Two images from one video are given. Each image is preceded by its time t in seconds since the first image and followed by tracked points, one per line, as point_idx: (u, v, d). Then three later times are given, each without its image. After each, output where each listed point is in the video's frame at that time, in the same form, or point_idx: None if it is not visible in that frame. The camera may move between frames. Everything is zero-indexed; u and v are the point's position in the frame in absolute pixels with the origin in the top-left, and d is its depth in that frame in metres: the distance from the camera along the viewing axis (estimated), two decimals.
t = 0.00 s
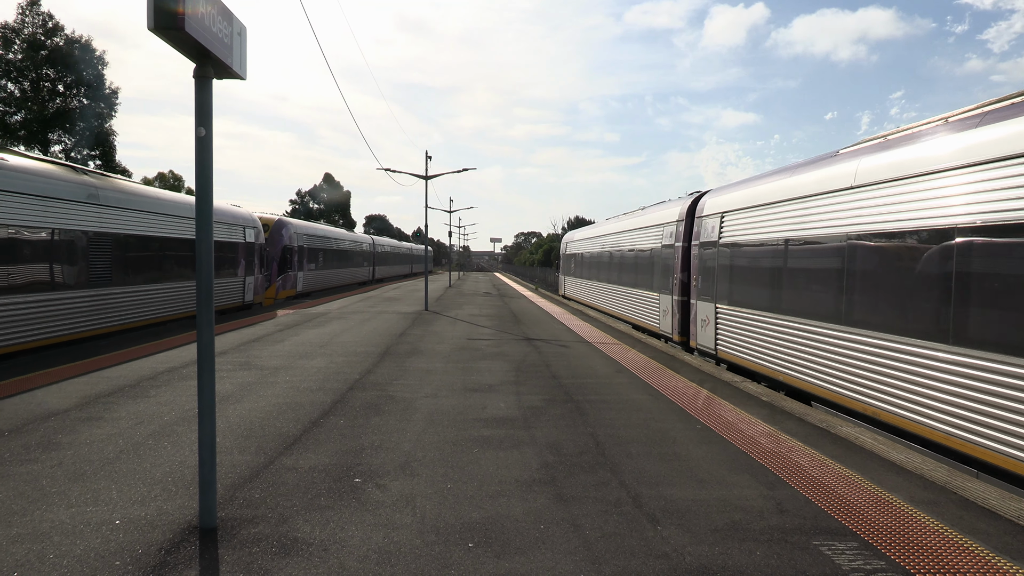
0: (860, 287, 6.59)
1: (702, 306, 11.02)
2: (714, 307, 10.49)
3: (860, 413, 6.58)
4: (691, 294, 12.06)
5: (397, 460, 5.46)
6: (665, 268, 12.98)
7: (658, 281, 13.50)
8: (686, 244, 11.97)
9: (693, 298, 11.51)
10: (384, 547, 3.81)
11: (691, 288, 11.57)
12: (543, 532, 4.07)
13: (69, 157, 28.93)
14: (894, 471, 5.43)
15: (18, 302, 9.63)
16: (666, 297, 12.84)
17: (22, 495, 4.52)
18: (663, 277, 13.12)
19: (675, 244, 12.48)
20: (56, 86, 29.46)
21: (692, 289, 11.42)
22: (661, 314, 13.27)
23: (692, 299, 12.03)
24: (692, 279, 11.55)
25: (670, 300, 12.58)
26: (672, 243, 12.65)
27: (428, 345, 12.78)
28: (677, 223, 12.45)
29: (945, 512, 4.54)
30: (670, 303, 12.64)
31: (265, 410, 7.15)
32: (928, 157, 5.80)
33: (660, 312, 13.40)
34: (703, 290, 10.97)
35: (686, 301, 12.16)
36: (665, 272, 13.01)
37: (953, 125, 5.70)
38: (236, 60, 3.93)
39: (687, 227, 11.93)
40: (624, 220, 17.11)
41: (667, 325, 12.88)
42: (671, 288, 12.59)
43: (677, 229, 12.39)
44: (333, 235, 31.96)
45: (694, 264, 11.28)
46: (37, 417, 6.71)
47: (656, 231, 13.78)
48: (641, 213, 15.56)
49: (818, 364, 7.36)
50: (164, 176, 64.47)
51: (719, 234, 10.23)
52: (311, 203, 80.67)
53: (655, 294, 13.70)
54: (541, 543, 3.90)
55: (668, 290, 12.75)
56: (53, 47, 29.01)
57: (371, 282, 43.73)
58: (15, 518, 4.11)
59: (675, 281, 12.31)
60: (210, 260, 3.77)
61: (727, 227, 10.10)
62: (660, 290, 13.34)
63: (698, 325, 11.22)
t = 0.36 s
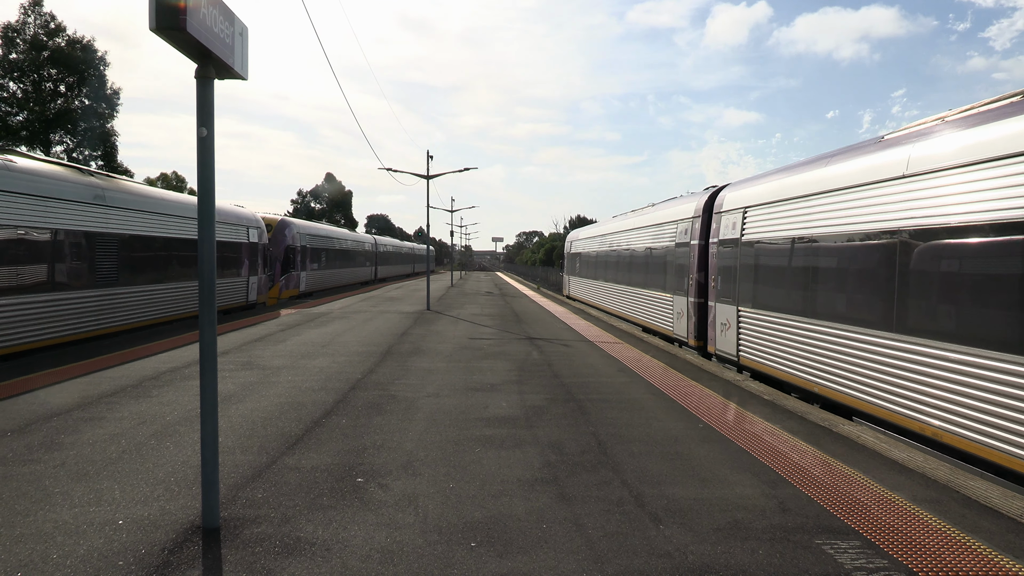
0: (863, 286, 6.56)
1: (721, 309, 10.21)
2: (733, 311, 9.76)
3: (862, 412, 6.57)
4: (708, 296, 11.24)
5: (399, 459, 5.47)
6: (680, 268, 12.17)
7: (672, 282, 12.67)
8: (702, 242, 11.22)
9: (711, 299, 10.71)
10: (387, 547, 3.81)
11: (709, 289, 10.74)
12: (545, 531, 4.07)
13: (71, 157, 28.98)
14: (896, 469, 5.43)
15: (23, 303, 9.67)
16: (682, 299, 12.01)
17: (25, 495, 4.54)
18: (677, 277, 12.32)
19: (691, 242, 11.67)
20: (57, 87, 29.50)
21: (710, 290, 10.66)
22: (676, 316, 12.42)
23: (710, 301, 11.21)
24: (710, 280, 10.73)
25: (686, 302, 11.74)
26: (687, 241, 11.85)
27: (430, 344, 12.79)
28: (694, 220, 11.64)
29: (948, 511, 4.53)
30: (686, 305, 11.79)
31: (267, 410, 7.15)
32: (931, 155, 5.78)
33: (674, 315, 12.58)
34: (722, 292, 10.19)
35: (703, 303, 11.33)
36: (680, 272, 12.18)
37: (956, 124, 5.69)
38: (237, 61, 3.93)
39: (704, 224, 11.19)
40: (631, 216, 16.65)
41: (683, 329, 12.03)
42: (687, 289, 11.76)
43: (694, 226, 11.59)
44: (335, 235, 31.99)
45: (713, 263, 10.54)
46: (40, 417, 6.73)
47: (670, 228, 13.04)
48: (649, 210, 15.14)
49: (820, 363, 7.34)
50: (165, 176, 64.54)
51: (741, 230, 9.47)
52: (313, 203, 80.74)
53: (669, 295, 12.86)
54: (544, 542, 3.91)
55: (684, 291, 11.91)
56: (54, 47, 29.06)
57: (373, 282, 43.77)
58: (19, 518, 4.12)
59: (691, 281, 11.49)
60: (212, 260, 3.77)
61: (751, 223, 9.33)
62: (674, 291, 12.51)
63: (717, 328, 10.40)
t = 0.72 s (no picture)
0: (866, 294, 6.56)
1: (743, 319, 9.50)
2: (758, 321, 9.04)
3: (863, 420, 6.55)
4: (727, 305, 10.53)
5: (400, 464, 5.48)
6: (697, 275, 11.45)
7: (687, 289, 11.97)
8: (722, 247, 10.50)
9: (732, 309, 9.96)
10: (387, 551, 3.82)
11: (730, 298, 10.03)
12: (546, 537, 4.08)
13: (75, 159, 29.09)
14: (897, 478, 5.42)
15: (29, 304, 9.73)
16: (698, 308, 11.27)
17: (27, 496, 4.55)
18: (694, 284, 11.60)
19: (709, 247, 10.96)
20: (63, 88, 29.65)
21: (731, 299, 9.93)
22: (692, 326, 11.70)
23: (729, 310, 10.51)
24: (731, 288, 10.02)
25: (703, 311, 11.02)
26: (705, 247, 11.14)
27: (432, 349, 12.80)
28: (712, 224, 10.93)
29: (949, 520, 4.53)
30: (704, 315, 11.06)
31: (269, 413, 7.16)
32: (934, 165, 5.80)
33: (689, 324, 11.85)
34: (745, 301, 9.48)
35: (721, 312, 10.63)
36: (696, 280, 11.48)
37: (960, 133, 5.70)
38: (243, 65, 3.96)
39: (725, 228, 10.46)
40: (639, 220, 16.17)
41: (700, 340, 11.28)
42: (705, 297, 11.04)
43: (712, 231, 10.90)
44: (338, 238, 32.06)
45: (735, 270, 9.83)
46: (43, 418, 6.76)
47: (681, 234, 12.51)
48: (659, 214, 14.67)
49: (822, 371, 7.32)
50: (169, 177, 64.79)
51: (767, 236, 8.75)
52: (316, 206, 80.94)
53: (683, 303, 12.13)
54: (545, 548, 3.91)
55: (701, 300, 11.18)
56: (60, 49, 29.23)
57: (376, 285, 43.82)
58: (21, 519, 4.14)
59: (709, 289, 10.79)
60: (216, 263, 3.79)
61: (777, 227, 8.63)
62: (689, 299, 11.78)
63: (738, 340, 9.66)
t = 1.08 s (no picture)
0: (866, 299, 6.57)
1: (768, 329, 8.74)
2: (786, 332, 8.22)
3: (866, 425, 6.54)
4: (748, 313, 9.79)
5: (404, 471, 5.48)
6: (715, 281, 10.71)
7: (702, 296, 11.25)
8: (743, 252, 9.79)
9: (755, 318, 9.22)
10: (391, 560, 3.81)
11: (752, 306, 9.28)
12: (550, 544, 4.07)
13: (77, 168, 29.20)
14: (901, 483, 5.41)
15: (34, 313, 9.77)
16: (717, 317, 10.50)
17: (30, 506, 4.55)
18: (711, 292, 10.86)
19: (728, 252, 10.23)
20: (65, 98, 29.82)
21: (755, 308, 9.16)
22: (709, 337, 10.92)
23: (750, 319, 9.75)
24: (754, 295, 9.26)
25: (721, 320, 10.27)
26: (723, 251, 10.42)
27: (434, 356, 12.81)
28: (731, 227, 10.21)
29: (953, 525, 4.52)
30: (722, 325, 10.30)
31: (272, 422, 7.16)
32: (934, 169, 5.81)
33: (705, 335, 11.11)
34: (770, 309, 8.71)
35: (742, 321, 9.86)
36: (713, 287, 10.76)
37: (960, 138, 5.72)
38: (245, 73, 3.99)
39: (745, 231, 9.76)
40: (647, 225, 15.70)
41: (719, 352, 10.49)
42: (723, 306, 10.28)
43: (731, 235, 10.20)
44: (341, 245, 32.12)
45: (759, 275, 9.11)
46: (46, 427, 6.76)
47: (694, 237, 11.96)
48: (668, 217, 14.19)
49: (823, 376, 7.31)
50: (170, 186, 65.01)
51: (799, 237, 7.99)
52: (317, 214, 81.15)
53: (699, 312, 11.38)
54: (549, 555, 3.91)
55: (720, 308, 10.42)
56: (62, 59, 29.41)
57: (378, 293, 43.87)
58: (24, 529, 4.14)
59: (728, 297, 10.06)
60: (219, 271, 3.81)
61: (805, 229, 7.93)
62: (705, 308, 11.04)
63: (763, 352, 8.88)
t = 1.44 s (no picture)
0: (869, 302, 6.57)
1: (796, 336, 8.04)
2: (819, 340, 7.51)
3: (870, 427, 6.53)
4: (773, 319, 9.09)
5: (408, 474, 5.49)
6: (735, 284, 10.04)
7: (721, 300, 10.62)
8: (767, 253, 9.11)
9: (781, 325, 8.49)
10: (396, 563, 3.81)
11: (778, 310, 8.57)
12: (555, 547, 4.07)
13: (81, 173, 29.31)
14: (907, 485, 5.39)
15: (39, 317, 9.83)
16: (739, 322, 9.79)
17: (36, 511, 4.56)
18: (730, 295, 10.20)
19: (750, 252, 9.55)
20: (68, 103, 29.96)
21: (781, 313, 8.44)
22: (730, 343, 10.22)
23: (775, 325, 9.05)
24: (780, 299, 8.56)
25: (744, 325, 9.59)
26: (744, 252, 9.76)
27: (438, 359, 12.83)
28: (752, 226, 9.54)
29: (959, 527, 4.50)
30: (744, 330, 9.60)
31: (276, 426, 7.17)
32: (938, 170, 5.80)
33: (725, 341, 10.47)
34: (799, 315, 7.99)
35: (766, 327, 9.16)
36: (733, 290, 10.10)
37: (964, 138, 5.71)
38: (248, 78, 4.01)
39: (768, 230, 9.09)
40: (657, 225, 15.15)
41: (741, 359, 9.77)
42: (745, 310, 9.59)
43: (753, 234, 9.53)
44: (344, 249, 32.17)
45: (785, 278, 8.41)
46: (50, 432, 6.79)
47: (709, 237, 11.39)
48: (680, 217, 13.61)
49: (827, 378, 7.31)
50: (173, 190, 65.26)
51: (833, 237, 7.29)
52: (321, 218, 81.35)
53: (719, 316, 10.73)
54: (554, 558, 3.91)
55: (742, 313, 9.72)
56: (65, 64, 29.56)
57: (382, 296, 43.93)
58: (29, 534, 4.15)
59: (751, 301, 9.38)
60: (224, 275, 3.82)
61: (840, 226, 7.23)
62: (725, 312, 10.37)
63: (791, 360, 8.15)
